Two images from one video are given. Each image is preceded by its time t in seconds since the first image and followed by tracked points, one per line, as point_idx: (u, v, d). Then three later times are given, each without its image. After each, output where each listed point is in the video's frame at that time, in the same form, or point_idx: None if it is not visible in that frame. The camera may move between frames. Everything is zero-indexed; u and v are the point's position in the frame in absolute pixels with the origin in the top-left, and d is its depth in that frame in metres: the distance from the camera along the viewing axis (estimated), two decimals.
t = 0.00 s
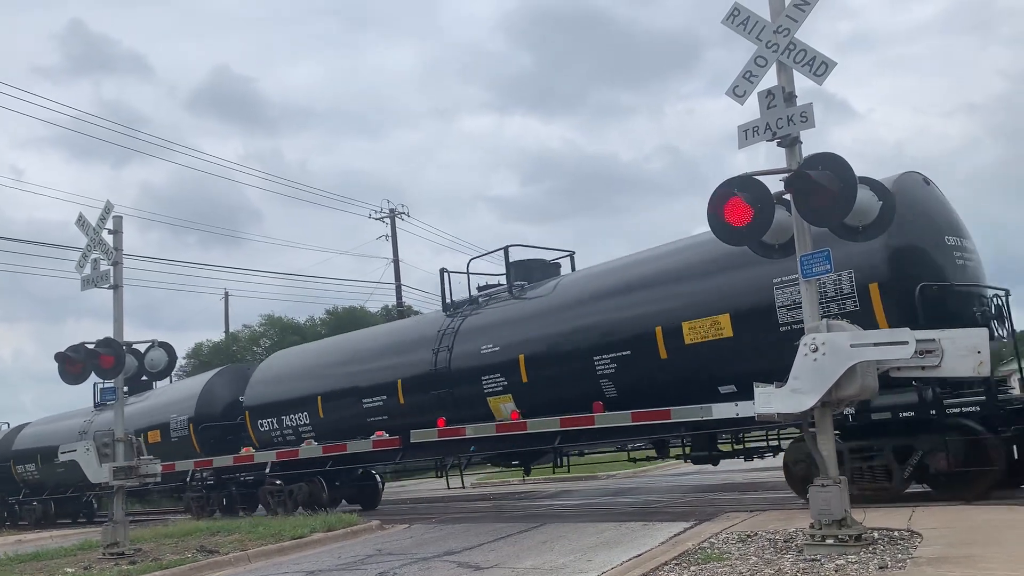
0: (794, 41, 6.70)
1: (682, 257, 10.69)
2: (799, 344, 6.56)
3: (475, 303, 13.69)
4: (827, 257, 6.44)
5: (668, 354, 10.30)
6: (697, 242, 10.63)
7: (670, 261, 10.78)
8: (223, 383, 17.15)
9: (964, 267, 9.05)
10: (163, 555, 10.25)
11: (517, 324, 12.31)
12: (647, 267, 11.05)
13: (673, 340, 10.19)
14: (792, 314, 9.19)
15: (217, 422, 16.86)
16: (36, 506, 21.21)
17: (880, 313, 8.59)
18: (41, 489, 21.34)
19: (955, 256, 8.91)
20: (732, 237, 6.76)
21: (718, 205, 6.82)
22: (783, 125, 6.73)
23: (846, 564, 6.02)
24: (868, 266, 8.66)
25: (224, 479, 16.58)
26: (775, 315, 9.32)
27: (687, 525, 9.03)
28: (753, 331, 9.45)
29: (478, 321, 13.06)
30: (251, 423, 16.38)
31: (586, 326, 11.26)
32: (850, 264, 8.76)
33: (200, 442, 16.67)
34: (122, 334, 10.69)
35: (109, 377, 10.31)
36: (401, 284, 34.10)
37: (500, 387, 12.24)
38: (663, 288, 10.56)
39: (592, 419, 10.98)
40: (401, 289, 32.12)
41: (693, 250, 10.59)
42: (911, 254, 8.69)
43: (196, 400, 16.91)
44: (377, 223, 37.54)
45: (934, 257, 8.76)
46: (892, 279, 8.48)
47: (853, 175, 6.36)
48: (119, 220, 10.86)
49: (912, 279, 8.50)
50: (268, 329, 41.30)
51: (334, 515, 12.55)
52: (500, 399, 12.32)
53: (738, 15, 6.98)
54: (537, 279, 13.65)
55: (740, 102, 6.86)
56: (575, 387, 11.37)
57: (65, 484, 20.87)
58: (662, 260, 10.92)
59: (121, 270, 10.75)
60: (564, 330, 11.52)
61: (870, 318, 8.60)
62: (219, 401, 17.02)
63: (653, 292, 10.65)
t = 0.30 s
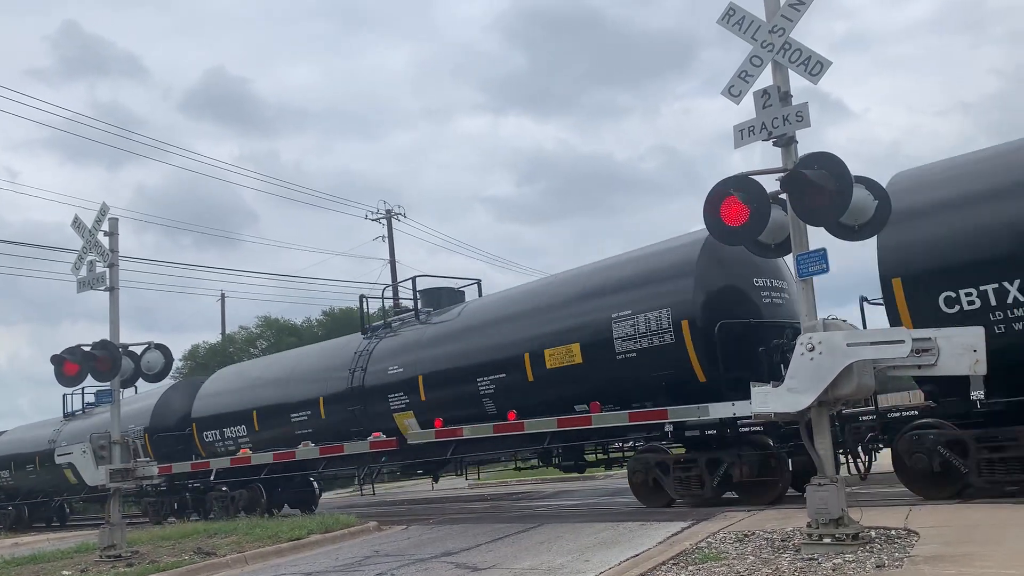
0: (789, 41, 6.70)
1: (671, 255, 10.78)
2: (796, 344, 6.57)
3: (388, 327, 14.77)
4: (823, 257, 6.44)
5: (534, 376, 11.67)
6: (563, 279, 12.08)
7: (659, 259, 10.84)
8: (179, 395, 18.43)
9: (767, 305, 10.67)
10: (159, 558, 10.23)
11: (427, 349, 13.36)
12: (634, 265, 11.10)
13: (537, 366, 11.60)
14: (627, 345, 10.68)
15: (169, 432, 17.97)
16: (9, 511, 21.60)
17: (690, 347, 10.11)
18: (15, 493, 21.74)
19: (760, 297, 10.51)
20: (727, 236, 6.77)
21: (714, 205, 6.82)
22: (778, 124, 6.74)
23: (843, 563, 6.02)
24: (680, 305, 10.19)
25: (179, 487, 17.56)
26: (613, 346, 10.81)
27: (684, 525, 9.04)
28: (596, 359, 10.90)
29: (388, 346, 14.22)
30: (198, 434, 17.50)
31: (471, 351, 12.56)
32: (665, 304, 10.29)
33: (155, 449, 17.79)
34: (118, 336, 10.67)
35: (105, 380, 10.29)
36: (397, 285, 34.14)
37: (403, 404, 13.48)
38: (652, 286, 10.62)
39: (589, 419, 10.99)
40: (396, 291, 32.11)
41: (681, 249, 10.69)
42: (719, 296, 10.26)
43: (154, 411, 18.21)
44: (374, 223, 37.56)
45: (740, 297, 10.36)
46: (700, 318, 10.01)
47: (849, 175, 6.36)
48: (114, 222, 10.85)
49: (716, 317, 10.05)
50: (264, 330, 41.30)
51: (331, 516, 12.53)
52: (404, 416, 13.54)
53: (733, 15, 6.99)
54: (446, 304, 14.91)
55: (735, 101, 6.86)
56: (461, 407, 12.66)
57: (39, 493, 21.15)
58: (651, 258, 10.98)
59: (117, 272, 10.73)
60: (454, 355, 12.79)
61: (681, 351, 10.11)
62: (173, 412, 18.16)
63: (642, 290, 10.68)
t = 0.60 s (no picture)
0: (787, 40, 6.71)
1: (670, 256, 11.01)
2: (794, 343, 6.58)
3: (318, 347, 16.17)
4: (820, 256, 6.45)
5: (431, 395, 13.09)
6: (460, 307, 13.53)
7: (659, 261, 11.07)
8: (140, 405, 19.30)
9: (624, 333, 12.25)
10: (157, 558, 10.23)
11: (389, 358, 14.00)
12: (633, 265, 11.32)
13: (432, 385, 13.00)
14: (504, 369, 12.16)
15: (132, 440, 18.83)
16: None
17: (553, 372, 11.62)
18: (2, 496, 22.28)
19: (617, 326, 12.14)
20: (725, 236, 6.79)
21: (712, 204, 6.83)
22: (776, 124, 6.74)
23: (841, 562, 6.03)
24: (544, 335, 11.70)
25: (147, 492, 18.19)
26: (492, 370, 12.29)
27: (683, 524, 9.04)
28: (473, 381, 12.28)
29: (317, 363, 15.53)
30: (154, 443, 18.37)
31: (382, 371, 13.93)
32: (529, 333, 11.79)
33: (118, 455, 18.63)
34: (115, 337, 10.67)
35: (102, 380, 10.29)
36: (397, 285, 34.17)
37: (353, 412, 14.28)
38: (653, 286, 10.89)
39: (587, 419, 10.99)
40: (394, 292, 32.10)
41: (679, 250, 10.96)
42: (580, 326, 11.79)
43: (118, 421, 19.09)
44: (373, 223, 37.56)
45: (602, 326, 12.02)
46: (561, 346, 11.53)
47: (847, 174, 6.37)
48: (112, 223, 10.83)
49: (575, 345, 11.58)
50: (263, 330, 41.30)
51: (329, 516, 12.52)
52: (326, 428, 14.85)
53: (730, 15, 6.99)
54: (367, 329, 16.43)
55: (733, 101, 6.87)
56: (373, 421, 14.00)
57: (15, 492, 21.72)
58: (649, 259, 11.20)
59: (114, 273, 10.72)
60: (367, 374, 14.12)
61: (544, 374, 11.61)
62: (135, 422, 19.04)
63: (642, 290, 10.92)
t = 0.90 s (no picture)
0: (785, 39, 6.71)
1: (655, 258, 10.79)
2: (792, 341, 6.59)
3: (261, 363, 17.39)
4: (819, 255, 6.44)
5: (350, 409, 14.29)
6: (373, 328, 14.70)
7: (645, 262, 10.86)
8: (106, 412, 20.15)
9: (515, 354, 13.57)
10: (156, 558, 10.22)
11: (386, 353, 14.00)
12: (623, 266, 11.13)
13: (348, 399, 14.20)
14: (407, 387, 13.37)
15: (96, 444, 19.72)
16: None
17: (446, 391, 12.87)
18: None
19: (507, 349, 13.44)
20: (723, 235, 6.79)
21: (710, 202, 6.83)
22: (774, 122, 6.75)
23: (840, 561, 6.03)
24: (439, 357, 12.94)
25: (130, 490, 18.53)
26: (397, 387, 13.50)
27: (682, 523, 9.04)
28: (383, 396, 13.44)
29: (258, 378, 16.63)
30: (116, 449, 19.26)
31: (309, 387, 15.13)
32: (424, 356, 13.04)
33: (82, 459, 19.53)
34: (114, 337, 10.66)
35: (101, 380, 10.27)
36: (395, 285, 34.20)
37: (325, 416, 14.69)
38: (641, 289, 10.67)
39: (586, 418, 10.99)
40: (391, 292, 32.08)
41: (666, 251, 10.75)
42: (476, 349, 13.09)
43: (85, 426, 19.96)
44: (371, 223, 37.54)
45: (494, 349, 13.31)
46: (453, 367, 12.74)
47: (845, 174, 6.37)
48: (110, 223, 10.82)
49: (466, 365, 12.84)
50: (261, 329, 41.30)
51: (329, 516, 12.52)
52: (262, 440, 16.01)
53: (729, 14, 6.99)
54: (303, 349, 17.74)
55: (731, 100, 6.87)
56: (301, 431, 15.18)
57: (9, 491, 21.82)
58: (639, 261, 11.00)
59: (113, 273, 10.71)
60: (296, 390, 15.34)
61: (437, 393, 12.85)
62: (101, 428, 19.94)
63: (632, 291, 10.75)
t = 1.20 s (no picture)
0: (783, 38, 6.71)
1: (653, 261, 10.85)
2: (791, 339, 6.58)
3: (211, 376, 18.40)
4: (818, 253, 6.45)
5: (281, 421, 15.32)
6: (306, 346, 15.64)
7: (642, 265, 10.91)
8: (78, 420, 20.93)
9: (426, 371, 14.64)
10: (155, 558, 10.22)
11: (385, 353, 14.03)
12: (621, 268, 11.19)
13: (279, 413, 15.18)
14: (328, 402, 14.41)
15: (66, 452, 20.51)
16: None
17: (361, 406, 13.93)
18: None
19: (419, 366, 14.51)
20: (722, 234, 6.81)
21: (708, 201, 6.84)
22: (772, 121, 6.75)
23: (839, 559, 6.04)
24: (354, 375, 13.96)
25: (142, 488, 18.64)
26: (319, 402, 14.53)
27: (681, 521, 9.04)
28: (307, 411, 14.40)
29: (205, 391, 17.57)
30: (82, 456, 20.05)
31: (248, 400, 16.10)
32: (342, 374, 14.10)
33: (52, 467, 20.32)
34: (113, 337, 10.65)
35: (100, 380, 10.26)
36: (393, 284, 34.13)
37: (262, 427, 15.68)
38: (640, 290, 10.70)
39: (584, 417, 10.99)
40: (389, 292, 32.08)
41: (661, 254, 10.82)
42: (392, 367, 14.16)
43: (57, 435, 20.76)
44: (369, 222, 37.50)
45: (406, 367, 14.39)
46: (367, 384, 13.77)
47: (843, 173, 6.38)
48: (108, 222, 10.81)
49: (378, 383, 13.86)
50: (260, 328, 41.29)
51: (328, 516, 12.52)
52: (208, 447, 16.94)
53: (727, 13, 7.00)
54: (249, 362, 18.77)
55: (729, 99, 6.87)
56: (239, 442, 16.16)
57: (5, 493, 21.87)
58: (636, 263, 11.06)
59: (111, 273, 10.70)
60: (236, 403, 16.31)
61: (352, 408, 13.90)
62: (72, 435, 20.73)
63: (626, 293, 10.83)
